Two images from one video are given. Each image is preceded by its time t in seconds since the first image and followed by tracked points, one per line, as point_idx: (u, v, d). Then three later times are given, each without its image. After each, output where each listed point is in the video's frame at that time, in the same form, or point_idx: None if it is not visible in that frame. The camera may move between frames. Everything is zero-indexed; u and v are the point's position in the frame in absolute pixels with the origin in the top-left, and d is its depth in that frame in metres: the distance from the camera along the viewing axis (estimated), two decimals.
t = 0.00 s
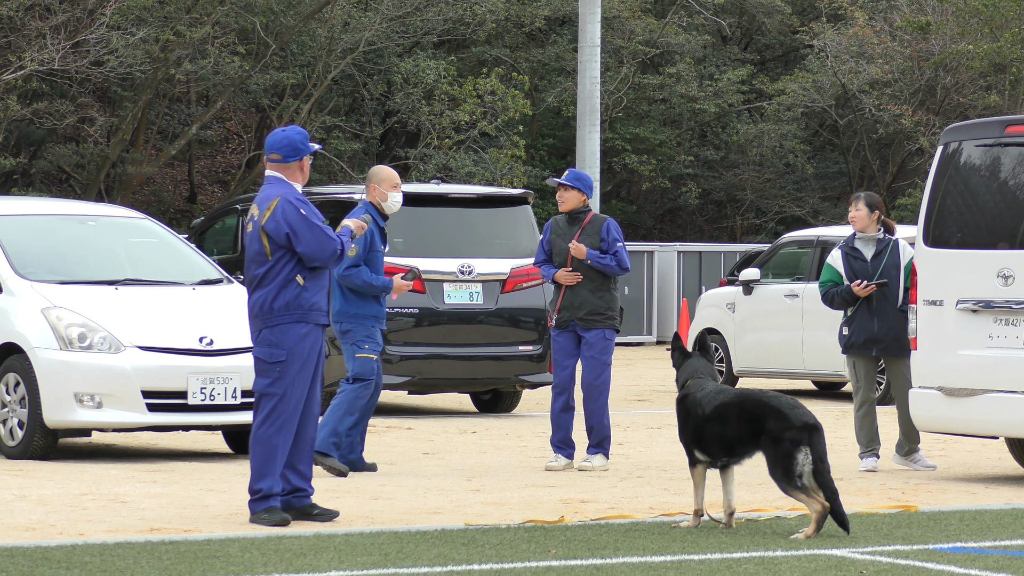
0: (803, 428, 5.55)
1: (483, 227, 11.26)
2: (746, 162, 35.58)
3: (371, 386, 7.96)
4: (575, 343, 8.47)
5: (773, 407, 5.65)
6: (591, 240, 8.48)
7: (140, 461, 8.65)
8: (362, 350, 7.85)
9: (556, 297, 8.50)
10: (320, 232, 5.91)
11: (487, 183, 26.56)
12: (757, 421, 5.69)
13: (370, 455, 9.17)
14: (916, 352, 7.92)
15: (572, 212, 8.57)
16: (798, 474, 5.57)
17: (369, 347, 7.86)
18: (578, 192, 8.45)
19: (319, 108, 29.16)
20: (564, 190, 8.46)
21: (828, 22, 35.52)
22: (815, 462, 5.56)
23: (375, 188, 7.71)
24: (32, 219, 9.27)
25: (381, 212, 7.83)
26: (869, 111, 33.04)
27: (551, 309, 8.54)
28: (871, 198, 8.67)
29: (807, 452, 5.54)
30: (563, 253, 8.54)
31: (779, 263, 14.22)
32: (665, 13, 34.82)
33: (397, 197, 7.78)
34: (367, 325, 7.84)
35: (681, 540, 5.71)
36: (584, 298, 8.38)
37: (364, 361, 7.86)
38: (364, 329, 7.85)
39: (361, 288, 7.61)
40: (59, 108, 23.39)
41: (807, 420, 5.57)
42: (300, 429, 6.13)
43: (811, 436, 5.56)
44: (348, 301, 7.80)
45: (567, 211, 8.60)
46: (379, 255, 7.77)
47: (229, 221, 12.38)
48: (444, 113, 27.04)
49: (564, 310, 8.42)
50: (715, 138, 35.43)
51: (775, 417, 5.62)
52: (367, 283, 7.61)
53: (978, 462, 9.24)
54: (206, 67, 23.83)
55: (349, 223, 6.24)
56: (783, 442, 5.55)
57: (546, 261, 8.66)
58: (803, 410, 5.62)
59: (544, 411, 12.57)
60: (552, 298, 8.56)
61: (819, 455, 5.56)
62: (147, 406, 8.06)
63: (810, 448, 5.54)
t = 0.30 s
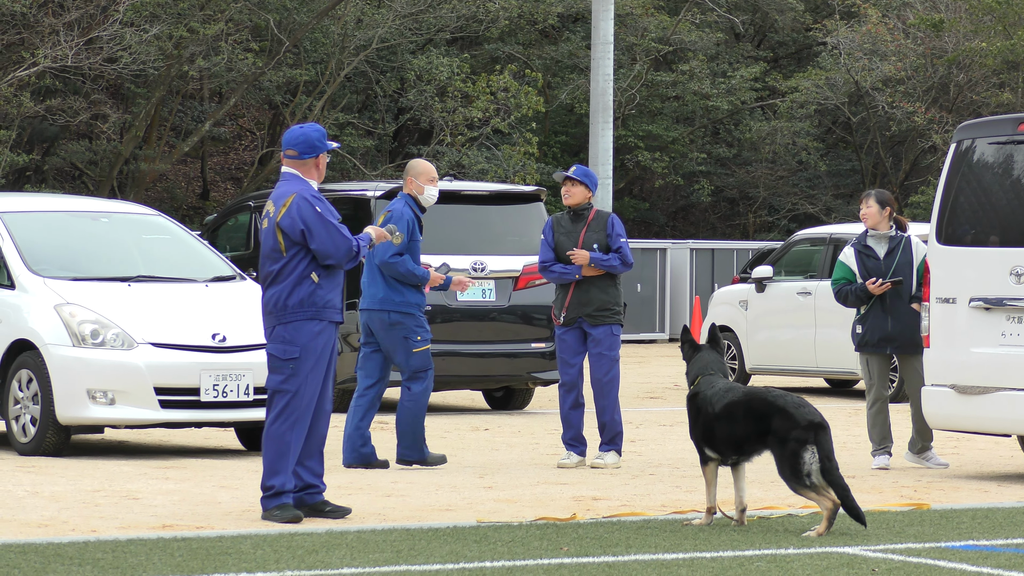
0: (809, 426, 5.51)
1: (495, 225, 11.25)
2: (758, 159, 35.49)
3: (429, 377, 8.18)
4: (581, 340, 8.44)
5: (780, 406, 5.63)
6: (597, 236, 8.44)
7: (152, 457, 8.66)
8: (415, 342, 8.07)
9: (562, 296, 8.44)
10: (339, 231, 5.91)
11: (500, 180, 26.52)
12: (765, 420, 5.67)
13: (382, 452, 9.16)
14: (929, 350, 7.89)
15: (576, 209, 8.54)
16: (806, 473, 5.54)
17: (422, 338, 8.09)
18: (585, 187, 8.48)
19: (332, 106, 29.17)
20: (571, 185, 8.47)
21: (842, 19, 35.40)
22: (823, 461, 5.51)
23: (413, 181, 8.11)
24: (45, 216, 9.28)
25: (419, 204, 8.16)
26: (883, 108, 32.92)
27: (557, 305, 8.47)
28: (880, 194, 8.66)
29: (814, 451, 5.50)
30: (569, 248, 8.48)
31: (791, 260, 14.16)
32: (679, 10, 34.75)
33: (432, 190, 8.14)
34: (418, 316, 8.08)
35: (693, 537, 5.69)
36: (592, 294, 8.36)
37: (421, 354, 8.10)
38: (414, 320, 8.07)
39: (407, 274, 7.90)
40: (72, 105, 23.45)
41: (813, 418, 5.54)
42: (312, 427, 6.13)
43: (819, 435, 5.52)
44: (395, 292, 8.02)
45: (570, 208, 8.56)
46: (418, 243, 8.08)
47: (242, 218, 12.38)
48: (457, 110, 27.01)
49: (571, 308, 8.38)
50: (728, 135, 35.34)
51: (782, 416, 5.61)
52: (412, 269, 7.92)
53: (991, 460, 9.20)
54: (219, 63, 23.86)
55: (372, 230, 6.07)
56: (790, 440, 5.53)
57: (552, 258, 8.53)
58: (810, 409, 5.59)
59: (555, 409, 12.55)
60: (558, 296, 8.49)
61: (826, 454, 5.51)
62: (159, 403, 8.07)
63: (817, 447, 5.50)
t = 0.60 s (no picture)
0: (806, 426, 5.52)
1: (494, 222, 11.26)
2: (757, 158, 35.45)
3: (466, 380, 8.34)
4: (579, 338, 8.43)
5: (774, 406, 5.64)
6: (597, 235, 8.47)
7: (149, 455, 8.67)
8: (459, 348, 8.22)
9: (560, 296, 8.41)
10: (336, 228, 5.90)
11: (498, 178, 26.53)
12: (760, 419, 5.68)
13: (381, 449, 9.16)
14: (926, 349, 7.90)
15: (573, 209, 8.53)
16: (802, 472, 5.54)
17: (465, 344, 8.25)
18: (586, 187, 8.48)
19: (330, 103, 29.16)
20: (573, 185, 8.45)
21: (840, 18, 35.40)
22: (819, 461, 5.52)
23: (449, 188, 8.20)
24: (42, 213, 9.28)
25: (451, 208, 8.28)
26: (881, 107, 32.93)
27: (553, 305, 8.44)
28: (879, 194, 8.64)
29: (809, 449, 5.51)
30: (569, 248, 8.47)
31: (789, 259, 14.17)
32: (677, 8, 34.73)
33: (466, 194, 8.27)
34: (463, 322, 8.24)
35: (689, 536, 5.70)
36: (589, 292, 8.36)
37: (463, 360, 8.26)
38: (459, 326, 8.23)
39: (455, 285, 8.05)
40: (70, 102, 23.43)
41: (809, 417, 5.54)
42: (309, 423, 6.13)
43: (813, 435, 5.53)
44: (441, 301, 8.17)
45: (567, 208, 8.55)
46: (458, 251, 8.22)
47: (239, 215, 12.38)
48: (455, 107, 26.99)
49: (569, 306, 8.37)
50: (726, 133, 35.33)
51: (776, 416, 5.62)
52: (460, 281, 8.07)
53: (988, 459, 9.21)
54: (218, 61, 23.83)
55: (371, 224, 6.01)
56: (786, 440, 5.53)
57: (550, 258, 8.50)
58: (804, 408, 5.60)
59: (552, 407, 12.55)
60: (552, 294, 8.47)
61: (822, 454, 5.52)
62: (156, 400, 8.07)
63: (812, 446, 5.51)
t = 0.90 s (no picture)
0: (800, 424, 5.53)
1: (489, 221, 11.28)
2: (752, 156, 35.45)
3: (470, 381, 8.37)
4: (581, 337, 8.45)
5: (768, 404, 5.65)
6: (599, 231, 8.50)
7: (145, 453, 8.66)
8: (470, 345, 8.28)
9: (566, 293, 8.40)
10: (328, 228, 5.90)
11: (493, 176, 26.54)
12: (754, 418, 5.69)
13: (376, 448, 9.15)
14: (922, 348, 7.91)
15: (575, 206, 8.52)
16: (796, 470, 5.55)
17: (478, 343, 8.31)
18: (587, 183, 8.46)
19: (326, 101, 29.14)
20: (575, 181, 8.41)
21: (836, 16, 35.43)
22: (814, 459, 5.53)
23: (481, 184, 8.41)
24: (38, 211, 9.27)
25: (484, 206, 8.48)
26: (877, 105, 32.96)
27: (557, 302, 8.43)
28: (874, 191, 8.61)
29: (803, 447, 5.52)
30: (574, 246, 8.45)
31: (784, 257, 14.19)
32: (673, 7, 34.76)
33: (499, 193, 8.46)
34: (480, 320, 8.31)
35: (685, 534, 5.71)
36: (594, 289, 8.41)
37: (473, 356, 8.29)
38: (476, 324, 8.30)
39: (474, 279, 8.15)
40: (66, 100, 23.43)
41: (802, 416, 5.56)
42: (304, 422, 6.14)
43: (807, 432, 5.54)
44: (460, 295, 8.27)
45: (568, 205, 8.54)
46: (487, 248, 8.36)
47: (235, 214, 12.37)
48: (451, 106, 27.00)
49: (575, 304, 8.39)
50: (721, 132, 35.36)
51: (770, 414, 5.63)
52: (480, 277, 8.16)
53: (983, 457, 9.22)
54: (214, 61, 23.84)
55: (365, 223, 5.98)
56: (780, 438, 5.54)
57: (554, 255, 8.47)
58: (798, 406, 5.61)
59: (547, 406, 12.56)
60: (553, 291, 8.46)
61: (816, 451, 5.53)
62: (152, 399, 8.07)
63: (806, 444, 5.52)
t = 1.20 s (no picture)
0: (790, 423, 5.54)
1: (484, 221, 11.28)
2: (747, 156, 35.49)
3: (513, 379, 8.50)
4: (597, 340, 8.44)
5: (759, 403, 5.67)
6: (622, 234, 8.51)
7: (140, 455, 8.66)
8: (505, 344, 8.41)
9: (586, 294, 8.40)
10: (323, 229, 5.90)
11: (488, 177, 26.55)
12: (746, 416, 5.70)
13: (372, 449, 9.15)
14: (917, 348, 7.92)
15: (597, 208, 8.52)
16: (787, 468, 5.55)
17: (512, 341, 8.42)
18: (609, 186, 8.47)
19: (321, 102, 29.14)
20: (598, 185, 8.42)
21: (831, 16, 35.46)
22: (803, 459, 5.53)
23: (511, 185, 8.49)
24: (33, 213, 9.27)
25: (517, 208, 8.57)
26: (872, 106, 33.01)
27: (577, 302, 8.43)
28: (869, 190, 8.71)
29: (793, 445, 5.53)
30: (596, 247, 8.46)
31: (779, 257, 14.20)
32: (668, 8, 34.82)
33: (530, 195, 8.51)
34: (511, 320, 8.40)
35: (680, 535, 5.71)
36: (615, 290, 8.40)
37: (510, 355, 8.44)
38: (507, 323, 8.40)
39: (487, 280, 8.23)
40: (61, 102, 23.42)
41: (793, 415, 5.57)
42: (299, 423, 6.14)
43: (797, 432, 5.55)
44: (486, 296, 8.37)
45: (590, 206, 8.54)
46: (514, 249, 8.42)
47: (230, 215, 12.37)
48: (446, 107, 27.02)
49: (595, 304, 8.39)
50: (716, 132, 35.42)
51: (761, 412, 5.64)
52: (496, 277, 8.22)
53: (978, 457, 9.24)
54: (209, 62, 23.82)
55: (359, 225, 5.98)
56: (770, 436, 5.55)
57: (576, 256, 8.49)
58: (789, 405, 5.62)
59: (543, 407, 12.57)
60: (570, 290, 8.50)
61: (806, 451, 5.54)
62: (147, 400, 8.07)
63: (796, 442, 5.53)
